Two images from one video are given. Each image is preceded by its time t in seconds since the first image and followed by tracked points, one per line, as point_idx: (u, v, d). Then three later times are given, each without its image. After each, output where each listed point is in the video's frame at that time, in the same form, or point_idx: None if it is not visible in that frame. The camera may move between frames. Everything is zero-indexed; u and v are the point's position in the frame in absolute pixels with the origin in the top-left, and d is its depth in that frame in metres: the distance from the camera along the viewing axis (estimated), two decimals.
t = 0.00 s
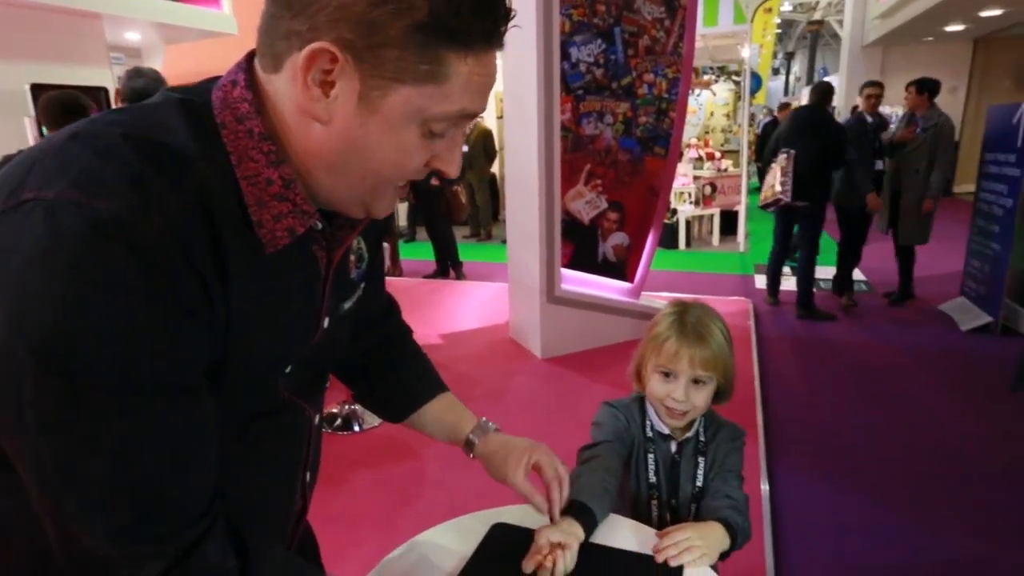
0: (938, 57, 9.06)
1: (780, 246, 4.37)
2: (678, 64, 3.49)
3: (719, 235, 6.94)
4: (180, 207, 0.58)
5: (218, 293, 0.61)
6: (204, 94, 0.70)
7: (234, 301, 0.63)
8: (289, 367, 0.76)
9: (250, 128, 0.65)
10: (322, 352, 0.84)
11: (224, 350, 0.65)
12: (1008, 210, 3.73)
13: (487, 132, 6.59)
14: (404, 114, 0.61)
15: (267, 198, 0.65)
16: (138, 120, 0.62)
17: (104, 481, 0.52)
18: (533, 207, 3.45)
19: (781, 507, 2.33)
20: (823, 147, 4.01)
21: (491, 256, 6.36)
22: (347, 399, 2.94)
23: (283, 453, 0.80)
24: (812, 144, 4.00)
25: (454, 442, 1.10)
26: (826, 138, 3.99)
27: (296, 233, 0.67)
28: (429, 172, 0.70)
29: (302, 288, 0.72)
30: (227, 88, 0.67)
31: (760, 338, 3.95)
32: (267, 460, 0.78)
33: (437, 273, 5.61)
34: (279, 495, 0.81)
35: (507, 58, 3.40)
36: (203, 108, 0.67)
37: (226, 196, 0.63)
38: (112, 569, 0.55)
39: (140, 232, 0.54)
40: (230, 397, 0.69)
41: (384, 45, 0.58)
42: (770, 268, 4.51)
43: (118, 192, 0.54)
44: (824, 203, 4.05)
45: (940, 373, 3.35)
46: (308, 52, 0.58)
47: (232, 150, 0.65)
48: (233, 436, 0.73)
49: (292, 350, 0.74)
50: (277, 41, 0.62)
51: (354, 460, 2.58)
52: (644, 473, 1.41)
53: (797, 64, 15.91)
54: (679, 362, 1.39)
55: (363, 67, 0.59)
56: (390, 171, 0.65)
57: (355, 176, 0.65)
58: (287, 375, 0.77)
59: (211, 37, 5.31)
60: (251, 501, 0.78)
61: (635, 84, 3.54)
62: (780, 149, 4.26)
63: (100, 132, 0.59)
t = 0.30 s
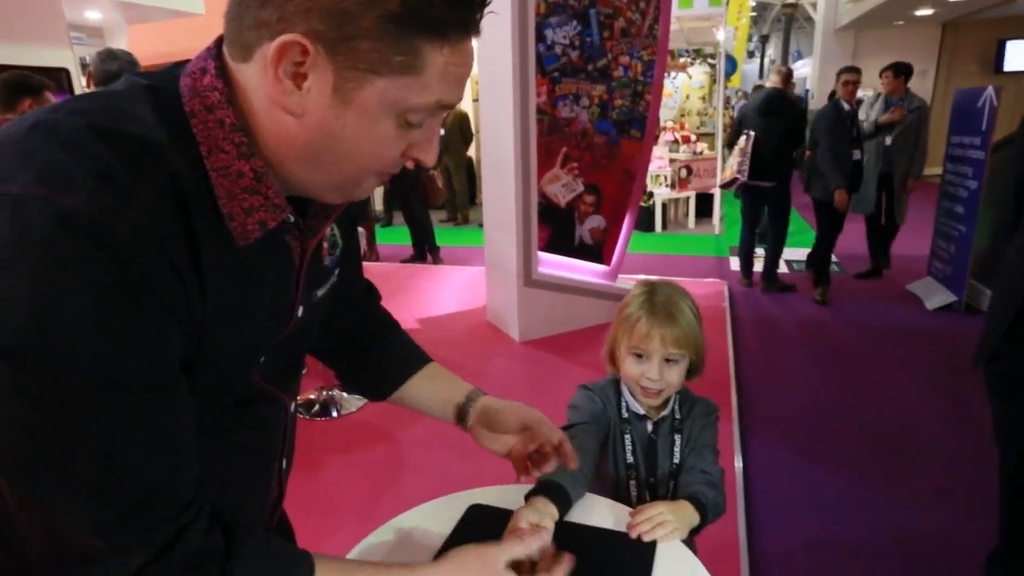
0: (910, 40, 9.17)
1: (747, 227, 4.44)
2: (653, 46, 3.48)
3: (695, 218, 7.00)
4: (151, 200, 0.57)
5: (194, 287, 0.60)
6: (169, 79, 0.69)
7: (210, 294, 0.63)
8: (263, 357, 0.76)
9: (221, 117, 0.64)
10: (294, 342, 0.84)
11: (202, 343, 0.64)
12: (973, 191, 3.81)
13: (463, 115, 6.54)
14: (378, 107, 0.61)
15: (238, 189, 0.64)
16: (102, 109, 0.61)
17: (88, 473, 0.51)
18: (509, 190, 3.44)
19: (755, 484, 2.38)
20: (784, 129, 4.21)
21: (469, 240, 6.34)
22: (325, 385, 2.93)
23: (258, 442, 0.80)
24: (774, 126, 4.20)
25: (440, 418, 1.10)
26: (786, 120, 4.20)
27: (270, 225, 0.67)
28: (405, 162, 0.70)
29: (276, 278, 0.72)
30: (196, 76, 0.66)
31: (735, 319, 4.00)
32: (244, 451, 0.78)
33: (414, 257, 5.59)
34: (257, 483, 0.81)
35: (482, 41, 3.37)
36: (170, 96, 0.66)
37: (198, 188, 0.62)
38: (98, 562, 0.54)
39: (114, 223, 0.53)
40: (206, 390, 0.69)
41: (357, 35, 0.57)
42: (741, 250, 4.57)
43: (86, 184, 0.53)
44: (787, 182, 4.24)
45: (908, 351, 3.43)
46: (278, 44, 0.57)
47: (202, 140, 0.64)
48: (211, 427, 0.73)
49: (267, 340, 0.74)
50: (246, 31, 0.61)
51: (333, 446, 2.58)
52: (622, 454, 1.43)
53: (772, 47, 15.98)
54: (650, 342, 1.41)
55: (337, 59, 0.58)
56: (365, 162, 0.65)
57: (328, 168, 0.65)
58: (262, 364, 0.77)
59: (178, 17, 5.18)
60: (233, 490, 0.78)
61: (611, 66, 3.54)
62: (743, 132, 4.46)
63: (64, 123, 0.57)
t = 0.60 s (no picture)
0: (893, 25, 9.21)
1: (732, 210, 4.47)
2: (638, 28, 3.47)
3: (679, 202, 7.02)
4: (119, 178, 0.57)
5: (166, 264, 0.60)
6: (135, 55, 0.69)
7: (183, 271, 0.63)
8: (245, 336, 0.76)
9: (192, 94, 0.63)
10: (276, 323, 0.84)
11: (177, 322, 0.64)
12: (951, 175, 3.86)
13: (447, 97, 6.48)
14: (350, 82, 0.60)
15: (212, 167, 0.64)
16: (65, 86, 0.60)
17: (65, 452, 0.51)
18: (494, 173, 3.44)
19: (736, 466, 2.42)
20: (767, 111, 4.32)
21: (453, 224, 6.32)
22: (309, 368, 2.93)
23: (239, 423, 0.80)
24: (758, 108, 4.31)
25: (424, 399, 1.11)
26: (770, 102, 4.31)
27: (245, 202, 0.67)
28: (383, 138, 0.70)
29: (254, 256, 0.72)
30: (163, 52, 0.65)
31: (717, 303, 4.04)
32: (228, 430, 0.78)
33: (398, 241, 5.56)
34: (239, 462, 0.82)
35: (467, 22, 3.35)
36: (138, 72, 0.66)
37: (168, 165, 0.62)
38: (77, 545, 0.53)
39: (80, 201, 0.53)
40: (183, 370, 0.69)
41: (327, 8, 0.57)
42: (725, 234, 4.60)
43: (48, 162, 0.53)
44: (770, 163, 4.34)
45: (886, 334, 3.49)
46: (245, 17, 0.57)
47: (172, 117, 0.64)
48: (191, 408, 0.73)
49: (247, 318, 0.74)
50: (213, 5, 0.60)
51: (317, 429, 2.58)
52: (602, 436, 1.45)
53: (758, 31, 15.96)
54: (622, 326, 1.42)
55: (309, 33, 0.58)
56: (340, 139, 0.65)
57: (303, 146, 0.65)
58: (243, 345, 0.77)
59: None
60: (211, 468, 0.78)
61: (596, 49, 3.52)
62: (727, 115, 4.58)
63: (26, 99, 0.57)
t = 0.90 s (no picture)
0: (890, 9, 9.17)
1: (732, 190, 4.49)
2: (634, 11, 3.44)
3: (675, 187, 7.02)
4: (88, 149, 0.56)
5: (141, 235, 0.60)
6: (100, 24, 0.68)
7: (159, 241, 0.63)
8: (231, 313, 0.77)
9: (160, 62, 0.62)
10: (263, 299, 0.84)
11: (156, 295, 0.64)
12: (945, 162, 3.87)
13: (443, 81, 6.43)
14: (319, 47, 0.58)
15: (184, 137, 0.64)
16: (26, 55, 0.59)
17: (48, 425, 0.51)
18: (489, 157, 3.42)
19: (726, 449, 2.44)
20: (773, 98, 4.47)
21: (449, 208, 6.30)
22: (304, 351, 2.94)
23: (226, 401, 0.80)
24: (765, 93, 4.45)
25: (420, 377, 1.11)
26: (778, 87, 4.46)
27: (222, 172, 0.67)
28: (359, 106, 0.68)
29: (233, 227, 0.73)
30: (129, 20, 0.64)
31: (711, 288, 4.04)
32: (215, 406, 0.79)
33: (394, 225, 5.54)
34: (230, 440, 0.83)
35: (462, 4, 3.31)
36: (104, 42, 0.65)
37: (136, 135, 0.61)
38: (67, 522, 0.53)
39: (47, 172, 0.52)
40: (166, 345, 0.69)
41: None
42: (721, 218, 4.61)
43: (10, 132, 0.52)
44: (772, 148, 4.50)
45: (878, 319, 3.52)
46: None
47: (142, 87, 0.63)
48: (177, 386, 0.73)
49: (228, 292, 0.74)
50: None
51: (311, 412, 2.59)
52: (596, 419, 1.46)
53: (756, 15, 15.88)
54: (611, 311, 1.43)
55: None
56: (312, 109, 0.62)
57: (274, 118, 0.62)
58: (229, 322, 0.77)
59: None
60: (199, 445, 0.79)
61: (592, 32, 3.50)
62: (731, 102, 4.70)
63: None
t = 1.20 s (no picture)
0: None
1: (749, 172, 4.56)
2: None
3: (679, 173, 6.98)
4: (81, 120, 0.57)
5: (135, 206, 0.61)
6: None
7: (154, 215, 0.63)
8: (229, 291, 0.77)
9: (151, 36, 0.62)
10: (262, 277, 0.84)
11: (152, 267, 0.65)
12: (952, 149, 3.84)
13: (446, 64, 6.39)
14: (316, 18, 0.57)
15: (177, 112, 0.64)
16: (21, 26, 0.59)
17: (52, 388, 0.52)
18: (492, 141, 3.41)
19: (726, 433, 2.46)
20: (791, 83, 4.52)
21: (452, 193, 6.29)
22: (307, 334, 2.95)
23: (226, 378, 0.81)
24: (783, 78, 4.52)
25: (420, 364, 1.11)
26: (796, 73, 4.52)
27: (212, 148, 0.67)
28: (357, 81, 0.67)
29: (229, 205, 0.73)
30: None
31: (715, 274, 4.04)
32: (212, 384, 0.79)
33: (397, 209, 5.53)
34: (231, 416, 0.84)
35: None
36: (97, 15, 0.64)
37: (128, 107, 0.62)
38: (78, 477, 0.56)
39: (43, 142, 0.53)
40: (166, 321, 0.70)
41: None
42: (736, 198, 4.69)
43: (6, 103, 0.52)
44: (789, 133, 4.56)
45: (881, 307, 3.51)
46: None
47: (133, 61, 0.63)
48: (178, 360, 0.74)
49: (226, 269, 0.74)
50: None
51: (312, 394, 2.61)
52: (599, 403, 1.48)
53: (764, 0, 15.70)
54: (615, 297, 1.42)
55: None
56: (309, 81, 0.62)
57: (272, 92, 0.62)
58: (228, 301, 0.78)
59: None
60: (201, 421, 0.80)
61: (597, 15, 3.47)
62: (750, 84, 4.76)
63: None
